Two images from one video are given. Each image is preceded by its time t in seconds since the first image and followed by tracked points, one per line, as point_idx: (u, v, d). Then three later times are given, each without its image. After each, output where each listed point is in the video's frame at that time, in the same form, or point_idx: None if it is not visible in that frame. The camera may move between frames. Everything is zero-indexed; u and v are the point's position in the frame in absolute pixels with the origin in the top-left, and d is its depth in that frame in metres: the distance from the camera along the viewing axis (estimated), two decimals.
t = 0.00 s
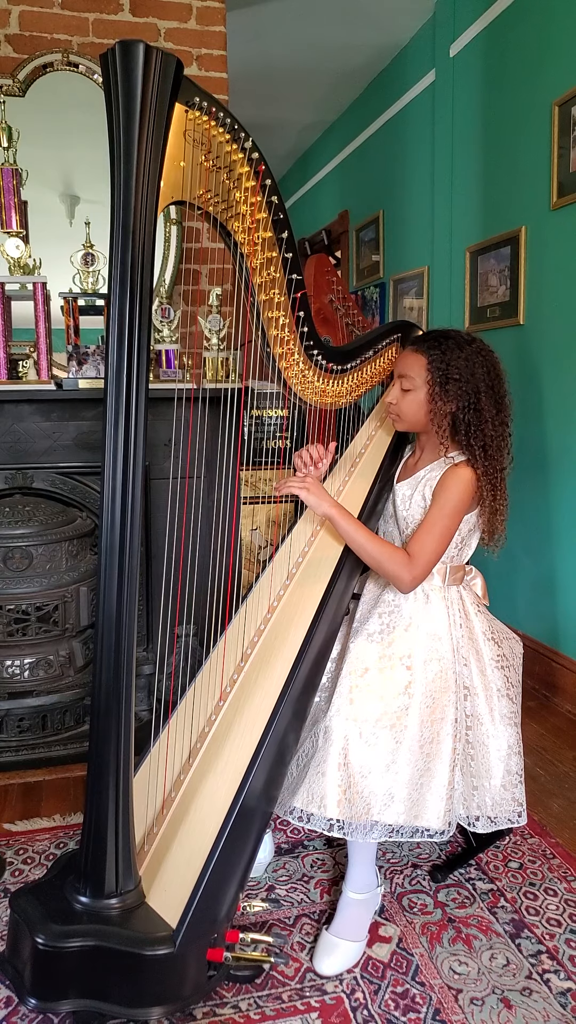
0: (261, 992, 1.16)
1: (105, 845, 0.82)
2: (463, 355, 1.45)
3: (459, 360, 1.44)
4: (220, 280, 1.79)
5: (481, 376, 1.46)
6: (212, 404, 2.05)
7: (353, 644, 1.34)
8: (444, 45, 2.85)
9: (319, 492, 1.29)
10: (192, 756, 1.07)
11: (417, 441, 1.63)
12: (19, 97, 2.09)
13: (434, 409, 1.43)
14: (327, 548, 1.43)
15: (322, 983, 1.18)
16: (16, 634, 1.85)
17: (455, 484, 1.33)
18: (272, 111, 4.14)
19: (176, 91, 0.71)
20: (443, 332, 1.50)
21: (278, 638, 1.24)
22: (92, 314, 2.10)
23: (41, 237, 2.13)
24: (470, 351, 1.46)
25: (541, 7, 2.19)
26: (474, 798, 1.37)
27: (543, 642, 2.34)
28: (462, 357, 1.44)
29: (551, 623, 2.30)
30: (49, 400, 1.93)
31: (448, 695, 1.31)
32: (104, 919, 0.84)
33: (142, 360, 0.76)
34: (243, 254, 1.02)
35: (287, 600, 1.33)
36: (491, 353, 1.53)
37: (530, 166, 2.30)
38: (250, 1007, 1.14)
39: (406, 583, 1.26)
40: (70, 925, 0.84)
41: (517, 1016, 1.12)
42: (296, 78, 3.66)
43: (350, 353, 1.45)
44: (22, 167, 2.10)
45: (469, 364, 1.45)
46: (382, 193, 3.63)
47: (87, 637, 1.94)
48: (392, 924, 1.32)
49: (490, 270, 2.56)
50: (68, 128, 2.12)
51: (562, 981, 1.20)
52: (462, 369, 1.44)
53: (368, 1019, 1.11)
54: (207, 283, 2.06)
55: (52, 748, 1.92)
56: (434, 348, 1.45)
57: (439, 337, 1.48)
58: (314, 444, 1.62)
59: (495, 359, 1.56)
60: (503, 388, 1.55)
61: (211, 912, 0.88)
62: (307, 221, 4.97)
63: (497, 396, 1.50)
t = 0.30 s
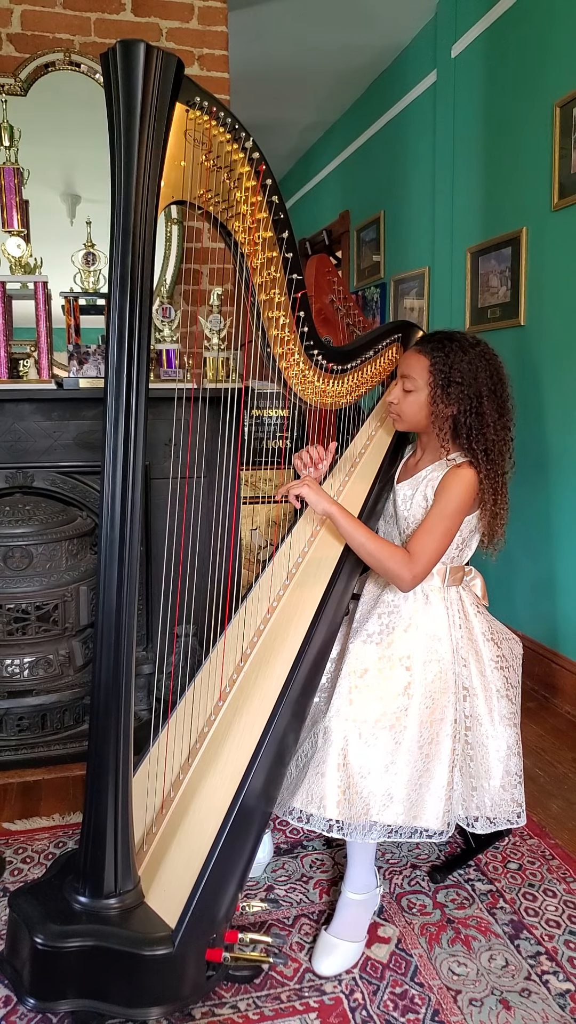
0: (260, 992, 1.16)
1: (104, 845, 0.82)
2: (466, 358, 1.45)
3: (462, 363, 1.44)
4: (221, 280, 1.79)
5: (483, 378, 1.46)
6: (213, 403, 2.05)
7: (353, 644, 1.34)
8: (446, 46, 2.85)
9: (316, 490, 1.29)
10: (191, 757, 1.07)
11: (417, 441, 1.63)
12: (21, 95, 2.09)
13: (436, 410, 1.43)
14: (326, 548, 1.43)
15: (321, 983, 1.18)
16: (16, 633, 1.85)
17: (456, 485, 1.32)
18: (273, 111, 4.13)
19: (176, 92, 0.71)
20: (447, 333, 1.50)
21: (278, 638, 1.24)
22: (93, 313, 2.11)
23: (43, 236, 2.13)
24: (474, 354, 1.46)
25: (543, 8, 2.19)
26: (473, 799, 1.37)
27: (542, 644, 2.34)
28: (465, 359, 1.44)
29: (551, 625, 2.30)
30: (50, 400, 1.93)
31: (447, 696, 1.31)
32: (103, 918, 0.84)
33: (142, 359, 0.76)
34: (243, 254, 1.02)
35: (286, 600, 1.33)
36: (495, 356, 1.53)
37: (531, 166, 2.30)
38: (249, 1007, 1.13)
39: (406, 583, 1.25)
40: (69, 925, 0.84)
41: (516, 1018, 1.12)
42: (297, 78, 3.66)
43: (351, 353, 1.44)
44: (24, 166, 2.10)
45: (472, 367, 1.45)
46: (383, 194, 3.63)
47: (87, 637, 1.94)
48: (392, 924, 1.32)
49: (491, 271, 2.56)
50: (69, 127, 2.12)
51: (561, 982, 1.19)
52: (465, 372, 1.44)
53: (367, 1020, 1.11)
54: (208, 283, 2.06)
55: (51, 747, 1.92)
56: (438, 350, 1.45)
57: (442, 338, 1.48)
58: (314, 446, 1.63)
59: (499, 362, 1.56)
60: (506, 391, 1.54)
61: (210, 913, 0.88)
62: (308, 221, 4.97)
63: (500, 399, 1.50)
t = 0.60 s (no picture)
0: (259, 992, 1.16)
1: (103, 844, 0.82)
2: (467, 358, 1.45)
3: (464, 363, 1.43)
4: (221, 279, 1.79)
5: (485, 378, 1.45)
6: (213, 403, 2.05)
7: (353, 644, 1.34)
8: (447, 45, 2.85)
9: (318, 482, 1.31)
10: (190, 757, 1.06)
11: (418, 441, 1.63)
12: (22, 94, 2.09)
13: (437, 410, 1.43)
14: (326, 548, 1.43)
15: (320, 983, 1.18)
16: (16, 633, 1.85)
17: (457, 485, 1.32)
18: (274, 110, 4.13)
19: (177, 91, 0.71)
20: (449, 333, 1.50)
21: (278, 637, 1.24)
22: (93, 313, 2.12)
23: (43, 235, 2.13)
24: (475, 354, 1.46)
25: (545, 8, 2.19)
26: (473, 799, 1.37)
27: (541, 644, 2.35)
28: (467, 359, 1.44)
29: (551, 625, 2.30)
30: (50, 399, 1.93)
31: (447, 696, 1.31)
32: (102, 918, 0.84)
33: (143, 358, 0.75)
34: (244, 253, 1.01)
35: (286, 600, 1.33)
36: (497, 356, 1.53)
37: (533, 166, 2.30)
38: (248, 1007, 1.13)
39: (407, 581, 1.25)
40: (68, 924, 0.84)
41: (515, 1018, 1.12)
42: (298, 78, 3.65)
43: (351, 353, 1.44)
44: (24, 165, 2.10)
45: (474, 367, 1.44)
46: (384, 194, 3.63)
47: (86, 637, 1.94)
48: (390, 924, 1.32)
49: (492, 271, 2.56)
50: (70, 127, 2.12)
51: (560, 982, 1.19)
52: (466, 372, 1.43)
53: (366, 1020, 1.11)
54: (208, 283, 2.06)
55: (51, 746, 1.93)
56: (439, 350, 1.45)
57: (444, 338, 1.48)
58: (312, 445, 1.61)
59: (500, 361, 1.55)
60: (508, 391, 1.54)
61: (210, 913, 0.88)
62: (308, 220, 4.98)
63: (501, 399, 1.50)
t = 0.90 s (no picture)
0: (259, 989, 1.17)
1: (104, 841, 0.82)
2: (466, 355, 1.45)
3: (462, 361, 1.44)
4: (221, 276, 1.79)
5: (484, 376, 1.46)
6: (213, 402, 2.05)
7: (352, 642, 1.34)
8: (447, 43, 2.84)
9: (313, 481, 1.30)
10: (190, 756, 1.07)
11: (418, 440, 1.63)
12: (20, 91, 2.09)
13: (436, 409, 1.43)
14: (326, 547, 1.43)
15: (321, 980, 1.19)
16: (16, 632, 1.85)
17: (456, 483, 1.32)
18: (273, 108, 4.13)
19: (176, 88, 0.71)
20: (448, 331, 1.50)
21: (278, 635, 1.24)
22: (92, 312, 2.11)
23: (42, 234, 2.13)
24: (474, 351, 1.46)
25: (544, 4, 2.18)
26: (472, 796, 1.38)
27: (541, 642, 2.35)
28: (466, 357, 1.44)
29: (550, 623, 2.31)
30: (49, 398, 1.93)
31: (447, 694, 1.31)
32: (103, 915, 0.85)
33: (142, 360, 0.76)
34: (243, 251, 1.01)
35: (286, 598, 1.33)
36: (496, 354, 1.53)
37: (532, 163, 2.29)
38: (248, 1004, 1.14)
39: (406, 573, 1.25)
40: (69, 922, 0.85)
41: (514, 1015, 1.13)
42: (297, 75, 3.65)
43: (351, 351, 1.44)
44: (23, 163, 2.10)
45: (473, 364, 1.44)
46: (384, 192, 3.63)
47: (86, 635, 1.94)
48: (390, 922, 1.33)
49: (491, 269, 2.56)
50: (69, 125, 2.12)
51: (559, 979, 1.20)
52: (465, 370, 1.43)
53: (366, 1017, 1.11)
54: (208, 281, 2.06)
55: (51, 745, 1.93)
56: (438, 348, 1.45)
57: (443, 336, 1.48)
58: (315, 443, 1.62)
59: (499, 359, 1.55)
60: (507, 389, 1.54)
61: (210, 912, 0.89)
62: (308, 218, 4.98)
63: (500, 397, 1.50)
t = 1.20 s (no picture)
0: (260, 989, 1.17)
1: (104, 842, 0.82)
2: (463, 354, 1.45)
3: (459, 359, 1.44)
4: (220, 276, 1.79)
5: (481, 375, 1.46)
6: (211, 402, 2.05)
7: (352, 641, 1.34)
8: (444, 42, 2.84)
9: (319, 478, 1.31)
10: (190, 756, 1.06)
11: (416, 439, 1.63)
12: (18, 93, 2.09)
13: (434, 408, 1.43)
14: (325, 546, 1.43)
15: (321, 980, 1.18)
16: (15, 633, 1.85)
17: (454, 483, 1.33)
18: (271, 108, 4.13)
19: (174, 88, 0.71)
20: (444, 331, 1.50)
21: (277, 634, 1.24)
22: (91, 312, 2.12)
23: (40, 235, 2.13)
24: (471, 350, 1.46)
25: (542, 3, 2.18)
26: (472, 794, 1.38)
27: (541, 641, 2.35)
28: (462, 357, 1.44)
29: (550, 622, 2.31)
30: (48, 398, 1.93)
31: (446, 693, 1.31)
32: (104, 916, 0.85)
33: (140, 366, 0.76)
34: (242, 250, 1.01)
35: (285, 598, 1.33)
36: (493, 353, 1.53)
37: (530, 162, 2.29)
38: (249, 1004, 1.14)
39: (397, 575, 1.26)
40: (70, 923, 0.85)
41: (516, 1014, 1.12)
42: (295, 75, 3.65)
43: (350, 350, 1.44)
44: (21, 164, 2.10)
45: (470, 364, 1.45)
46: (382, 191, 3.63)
47: (86, 636, 1.94)
48: (391, 921, 1.32)
49: (490, 269, 2.56)
50: (66, 127, 2.12)
51: (560, 978, 1.20)
52: (462, 369, 1.43)
53: (367, 1017, 1.11)
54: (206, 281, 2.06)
55: (51, 746, 1.92)
56: (435, 347, 1.45)
57: (440, 334, 1.48)
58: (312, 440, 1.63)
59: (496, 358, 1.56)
60: (504, 388, 1.54)
61: (210, 912, 0.88)
62: (306, 218, 4.98)
63: (498, 396, 1.50)
